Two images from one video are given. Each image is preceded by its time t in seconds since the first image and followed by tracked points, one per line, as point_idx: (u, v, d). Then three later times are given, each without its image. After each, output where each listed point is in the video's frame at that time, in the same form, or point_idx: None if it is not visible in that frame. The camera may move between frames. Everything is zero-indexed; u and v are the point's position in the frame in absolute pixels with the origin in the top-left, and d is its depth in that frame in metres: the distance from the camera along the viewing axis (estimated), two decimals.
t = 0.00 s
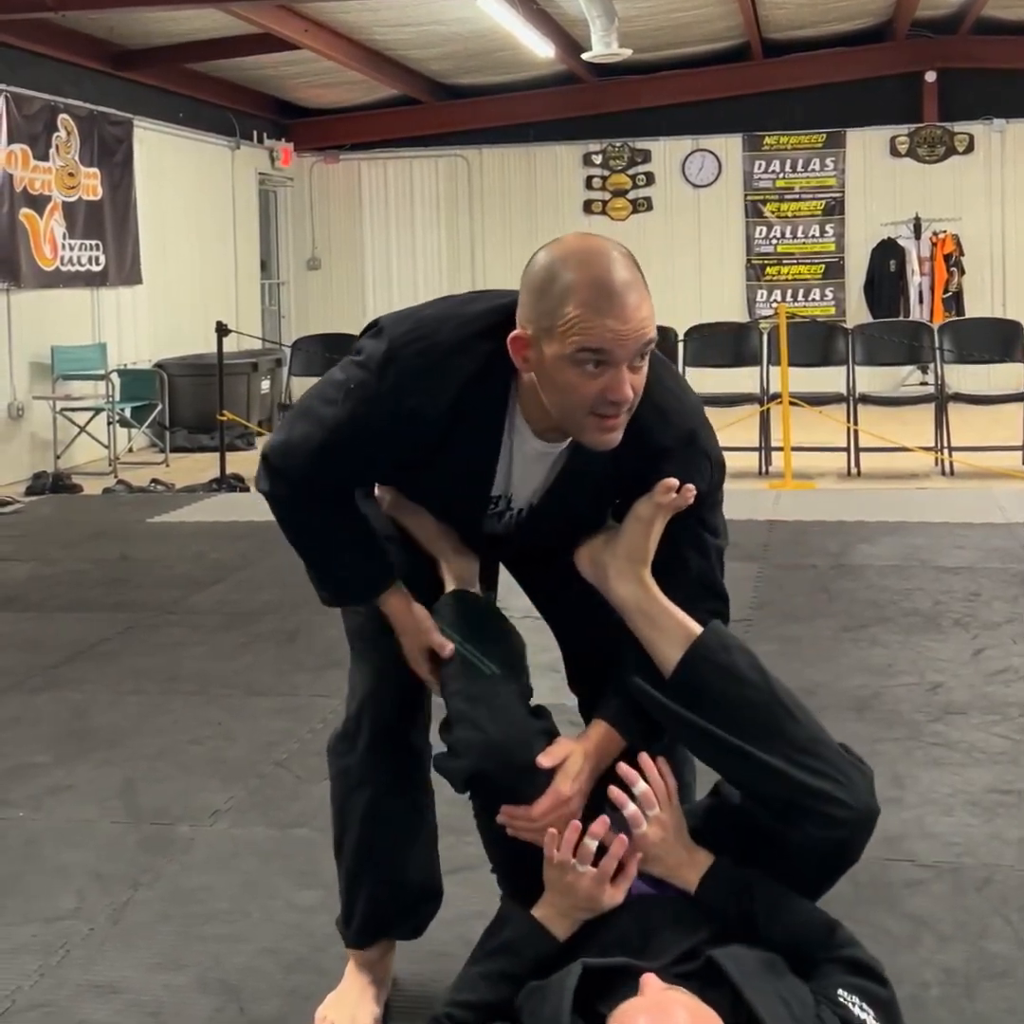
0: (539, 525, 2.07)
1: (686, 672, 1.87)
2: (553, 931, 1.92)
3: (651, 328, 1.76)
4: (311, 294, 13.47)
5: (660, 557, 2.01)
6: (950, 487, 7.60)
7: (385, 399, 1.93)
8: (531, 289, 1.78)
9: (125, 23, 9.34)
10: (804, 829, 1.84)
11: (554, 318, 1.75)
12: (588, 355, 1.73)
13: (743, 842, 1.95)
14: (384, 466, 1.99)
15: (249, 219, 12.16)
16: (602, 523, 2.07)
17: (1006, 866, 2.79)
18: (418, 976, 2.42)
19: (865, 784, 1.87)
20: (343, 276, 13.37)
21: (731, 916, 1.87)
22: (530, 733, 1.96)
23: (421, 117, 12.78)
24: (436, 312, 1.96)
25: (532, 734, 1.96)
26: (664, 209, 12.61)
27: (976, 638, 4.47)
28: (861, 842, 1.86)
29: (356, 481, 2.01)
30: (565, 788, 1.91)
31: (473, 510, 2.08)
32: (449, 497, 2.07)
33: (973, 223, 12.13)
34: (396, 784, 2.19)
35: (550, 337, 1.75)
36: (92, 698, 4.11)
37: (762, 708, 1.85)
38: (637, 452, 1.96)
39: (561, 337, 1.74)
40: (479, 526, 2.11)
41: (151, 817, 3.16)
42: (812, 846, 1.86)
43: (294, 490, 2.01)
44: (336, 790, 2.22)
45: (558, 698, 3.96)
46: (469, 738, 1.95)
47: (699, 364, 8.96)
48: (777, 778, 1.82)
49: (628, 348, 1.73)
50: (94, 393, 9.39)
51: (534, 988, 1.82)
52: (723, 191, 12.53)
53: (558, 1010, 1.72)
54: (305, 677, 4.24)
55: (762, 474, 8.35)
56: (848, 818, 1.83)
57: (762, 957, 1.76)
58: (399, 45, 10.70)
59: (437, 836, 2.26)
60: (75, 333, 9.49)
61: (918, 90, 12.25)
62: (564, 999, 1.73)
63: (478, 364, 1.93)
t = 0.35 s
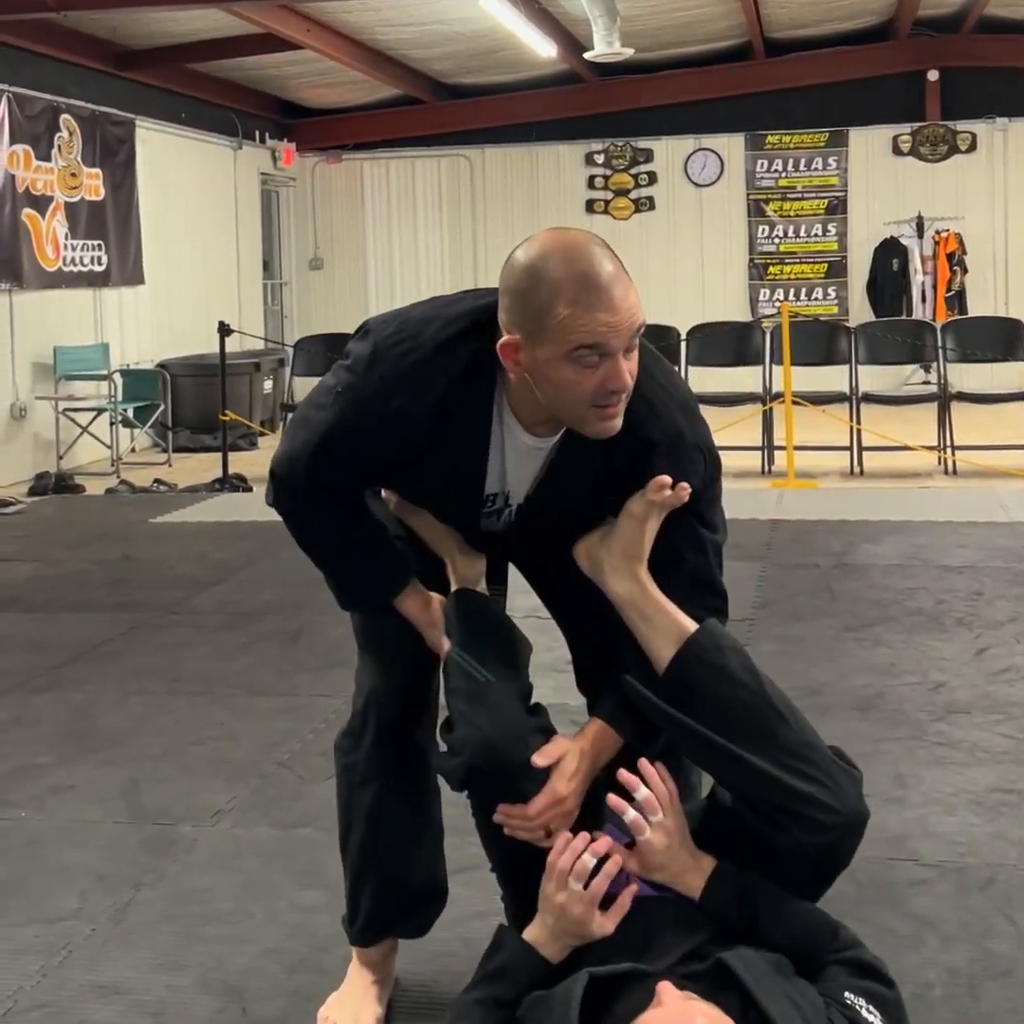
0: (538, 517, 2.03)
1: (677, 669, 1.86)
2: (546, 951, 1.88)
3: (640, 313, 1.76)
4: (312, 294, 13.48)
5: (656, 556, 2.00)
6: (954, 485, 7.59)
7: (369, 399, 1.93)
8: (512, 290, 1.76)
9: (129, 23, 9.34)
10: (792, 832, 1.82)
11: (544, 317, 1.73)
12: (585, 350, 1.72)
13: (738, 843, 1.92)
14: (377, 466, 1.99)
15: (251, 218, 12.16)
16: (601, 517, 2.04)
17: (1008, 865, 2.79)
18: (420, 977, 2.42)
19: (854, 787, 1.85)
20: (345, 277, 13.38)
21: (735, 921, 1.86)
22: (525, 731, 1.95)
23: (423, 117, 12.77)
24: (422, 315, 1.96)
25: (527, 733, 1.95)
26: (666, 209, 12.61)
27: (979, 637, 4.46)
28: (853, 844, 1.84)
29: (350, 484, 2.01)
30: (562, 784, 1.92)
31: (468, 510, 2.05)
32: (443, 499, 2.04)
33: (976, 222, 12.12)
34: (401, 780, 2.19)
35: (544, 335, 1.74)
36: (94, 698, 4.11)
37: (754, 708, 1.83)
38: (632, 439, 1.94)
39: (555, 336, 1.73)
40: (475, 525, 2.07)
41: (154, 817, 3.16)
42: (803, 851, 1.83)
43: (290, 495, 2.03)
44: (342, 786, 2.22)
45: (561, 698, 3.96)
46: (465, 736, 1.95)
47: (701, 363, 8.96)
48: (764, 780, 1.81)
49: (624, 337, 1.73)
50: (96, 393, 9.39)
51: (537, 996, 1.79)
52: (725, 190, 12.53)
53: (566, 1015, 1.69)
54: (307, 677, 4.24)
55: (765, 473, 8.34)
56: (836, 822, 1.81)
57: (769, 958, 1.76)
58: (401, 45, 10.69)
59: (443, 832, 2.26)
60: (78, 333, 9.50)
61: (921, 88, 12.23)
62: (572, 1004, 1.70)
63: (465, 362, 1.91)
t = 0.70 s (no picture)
0: (543, 481, 2.01)
1: (682, 646, 1.80)
2: (543, 962, 1.84)
3: (641, 262, 1.76)
4: (315, 294, 13.50)
5: (663, 534, 2.02)
6: (956, 485, 7.60)
7: (371, 364, 1.93)
8: (512, 245, 1.75)
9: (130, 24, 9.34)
10: (790, 804, 1.77)
11: (548, 271, 1.72)
12: (592, 301, 1.72)
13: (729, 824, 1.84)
14: (382, 437, 1.98)
15: (253, 218, 12.16)
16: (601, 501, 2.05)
17: (1011, 864, 2.79)
18: (423, 977, 2.41)
19: (853, 764, 1.81)
20: (347, 277, 13.40)
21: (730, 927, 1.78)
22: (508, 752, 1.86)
23: (425, 117, 12.78)
24: (419, 283, 1.96)
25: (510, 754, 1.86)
26: (668, 208, 12.62)
27: (981, 636, 4.46)
28: (851, 818, 1.80)
29: (354, 455, 1.99)
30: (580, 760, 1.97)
31: (472, 481, 2.02)
32: (445, 470, 2.01)
33: (978, 221, 12.12)
34: (400, 777, 2.18)
35: (549, 288, 1.73)
36: (97, 698, 4.11)
37: (755, 685, 1.78)
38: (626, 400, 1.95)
39: (560, 287, 1.72)
40: (482, 501, 2.05)
41: (156, 817, 3.16)
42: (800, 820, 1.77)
43: (294, 473, 2.03)
44: (341, 782, 2.22)
45: (563, 697, 3.96)
46: (446, 747, 1.84)
47: (703, 363, 8.97)
48: (764, 755, 1.76)
49: (627, 285, 1.72)
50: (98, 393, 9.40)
51: (539, 996, 1.78)
52: (727, 190, 12.54)
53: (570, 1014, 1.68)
54: (309, 676, 4.25)
55: (767, 472, 8.35)
56: (834, 796, 1.77)
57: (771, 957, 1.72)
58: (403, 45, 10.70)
59: (444, 831, 2.25)
60: (80, 333, 9.51)
61: (923, 87, 12.23)
62: (576, 1002, 1.69)
63: (466, 323, 1.91)
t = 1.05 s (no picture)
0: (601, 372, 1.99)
1: (684, 626, 1.89)
2: (543, 963, 1.81)
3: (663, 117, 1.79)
4: (317, 293, 13.53)
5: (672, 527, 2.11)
6: (957, 485, 7.61)
7: (422, 275, 1.89)
8: (538, 106, 1.78)
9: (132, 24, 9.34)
10: (789, 777, 1.80)
11: (574, 124, 1.75)
12: (617, 148, 1.74)
13: (730, 811, 1.87)
14: (427, 345, 1.94)
15: (255, 218, 12.17)
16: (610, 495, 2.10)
17: (1013, 864, 2.79)
18: (425, 976, 2.41)
19: (852, 740, 1.85)
20: (349, 276, 13.43)
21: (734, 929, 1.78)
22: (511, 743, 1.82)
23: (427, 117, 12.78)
24: (445, 191, 1.92)
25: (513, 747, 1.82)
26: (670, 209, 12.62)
27: (982, 636, 4.46)
28: (850, 793, 1.83)
29: (401, 373, 1.95)
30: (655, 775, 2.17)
31: (527, 403, 1.99)
32: (495, 389, 1.98)
33: (980, 221, 12.12)
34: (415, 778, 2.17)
35: (576, 142, 1.75)
36: (99, 698, 4.12)
37: (757, 659, 1.85)
38: (681, 262, 1.97)
39: (586, 139, 1.75)
40: (530, 452, 2.05)
41: (158, 818, 3.16)
42: (801, 797, 1.81)
43: (341, 410, 1.96)
44: (353, 778, 2.21)
45: (565, 697, 3.96)
46: (451, 726, 1.82)
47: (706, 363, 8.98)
48: (767, 726, 1.81)
49: (653, 138, 1.76)
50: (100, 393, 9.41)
51: (539, 995, 1.75)
52: (731, 188, 12.51)
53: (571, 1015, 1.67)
54: (311, 677, 4.25)
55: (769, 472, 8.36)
56: (834, 767, 1.81)
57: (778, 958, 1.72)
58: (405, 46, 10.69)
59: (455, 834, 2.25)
60: (82, 332, 9.51)
61: (925, 87, 12.21)
62: (577, 1003, 1.67)
63: (502, 208, 1.89)
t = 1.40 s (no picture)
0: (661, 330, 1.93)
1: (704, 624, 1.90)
2: (543, 961, 1.80)
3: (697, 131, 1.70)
4: (318, 293, 13.53)
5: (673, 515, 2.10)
6: (956, 486, 7.61)
7: (476, 231, 1.88)
8: (588, 75, 1.73)
9: (133, 24, 9.33)
10: (803, 766, 1.82)
11: (597, 114, 1.70)
12: (624, 156, 1.70)
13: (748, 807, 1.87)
14: (477, 302, 1.94)
15: (256, 218, 12.18)
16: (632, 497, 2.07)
17: (1015, 866, 2.78)
18: (426, 977, 2.41)
19: (865, 733, 1.88)
20: (350, 277, 13.43)
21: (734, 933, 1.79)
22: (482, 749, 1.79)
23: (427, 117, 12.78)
24: (508, 146, 1.92)
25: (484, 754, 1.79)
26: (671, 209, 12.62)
27: (983, 637, 4.46)
28: (863, 783, 1.85)
29: (455, 328, 1.96)
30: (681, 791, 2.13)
31: (563, 376, 1.97)
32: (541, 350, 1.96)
33: (980, 222, 12.13)
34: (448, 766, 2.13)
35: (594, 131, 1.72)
36: (100, 698, 4.12)
37: (773, 654, 1.88)
38: (743, 220, 1.94)
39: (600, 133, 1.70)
40: (556, 431, 2.03)
41: (160, 817, 3.16)
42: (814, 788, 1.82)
43: (404, 354, 2.00)
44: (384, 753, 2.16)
45: (566, 698, 3.96)
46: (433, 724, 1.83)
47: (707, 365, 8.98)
48: (781, 715, 1.83)
49: (668, 152, 1.69)
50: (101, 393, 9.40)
51: (539, 994, 1.76)
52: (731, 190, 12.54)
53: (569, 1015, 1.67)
54: (312, 677, 4.25)
55: (769, 473, 8.36)
56: (846, 757, 1.83)
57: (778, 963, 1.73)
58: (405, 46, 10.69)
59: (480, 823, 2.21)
60: (82, 332, 9.51)
61: (926, 88, 12.21)
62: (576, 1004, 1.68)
63: (551, 166, 1.88)
